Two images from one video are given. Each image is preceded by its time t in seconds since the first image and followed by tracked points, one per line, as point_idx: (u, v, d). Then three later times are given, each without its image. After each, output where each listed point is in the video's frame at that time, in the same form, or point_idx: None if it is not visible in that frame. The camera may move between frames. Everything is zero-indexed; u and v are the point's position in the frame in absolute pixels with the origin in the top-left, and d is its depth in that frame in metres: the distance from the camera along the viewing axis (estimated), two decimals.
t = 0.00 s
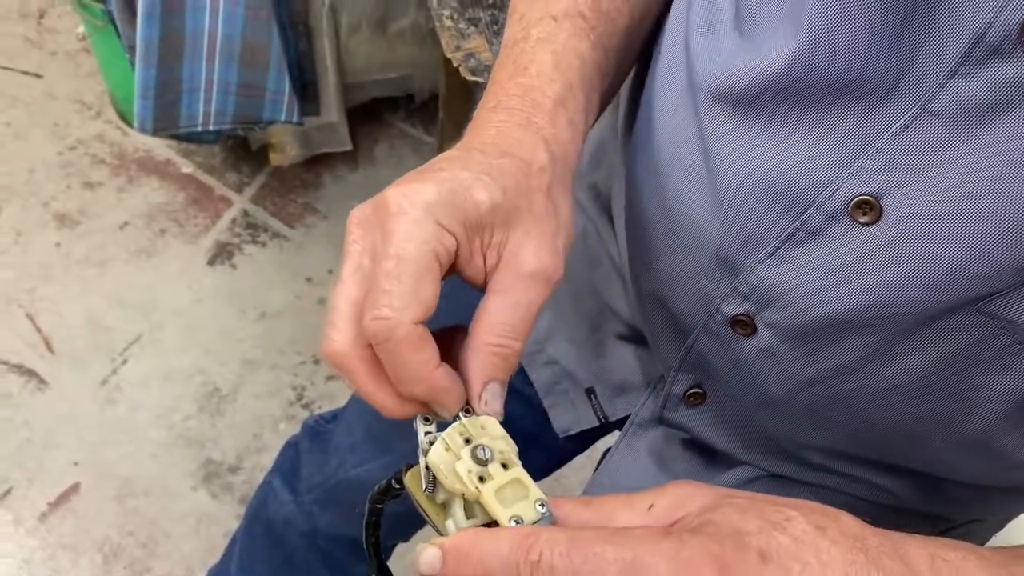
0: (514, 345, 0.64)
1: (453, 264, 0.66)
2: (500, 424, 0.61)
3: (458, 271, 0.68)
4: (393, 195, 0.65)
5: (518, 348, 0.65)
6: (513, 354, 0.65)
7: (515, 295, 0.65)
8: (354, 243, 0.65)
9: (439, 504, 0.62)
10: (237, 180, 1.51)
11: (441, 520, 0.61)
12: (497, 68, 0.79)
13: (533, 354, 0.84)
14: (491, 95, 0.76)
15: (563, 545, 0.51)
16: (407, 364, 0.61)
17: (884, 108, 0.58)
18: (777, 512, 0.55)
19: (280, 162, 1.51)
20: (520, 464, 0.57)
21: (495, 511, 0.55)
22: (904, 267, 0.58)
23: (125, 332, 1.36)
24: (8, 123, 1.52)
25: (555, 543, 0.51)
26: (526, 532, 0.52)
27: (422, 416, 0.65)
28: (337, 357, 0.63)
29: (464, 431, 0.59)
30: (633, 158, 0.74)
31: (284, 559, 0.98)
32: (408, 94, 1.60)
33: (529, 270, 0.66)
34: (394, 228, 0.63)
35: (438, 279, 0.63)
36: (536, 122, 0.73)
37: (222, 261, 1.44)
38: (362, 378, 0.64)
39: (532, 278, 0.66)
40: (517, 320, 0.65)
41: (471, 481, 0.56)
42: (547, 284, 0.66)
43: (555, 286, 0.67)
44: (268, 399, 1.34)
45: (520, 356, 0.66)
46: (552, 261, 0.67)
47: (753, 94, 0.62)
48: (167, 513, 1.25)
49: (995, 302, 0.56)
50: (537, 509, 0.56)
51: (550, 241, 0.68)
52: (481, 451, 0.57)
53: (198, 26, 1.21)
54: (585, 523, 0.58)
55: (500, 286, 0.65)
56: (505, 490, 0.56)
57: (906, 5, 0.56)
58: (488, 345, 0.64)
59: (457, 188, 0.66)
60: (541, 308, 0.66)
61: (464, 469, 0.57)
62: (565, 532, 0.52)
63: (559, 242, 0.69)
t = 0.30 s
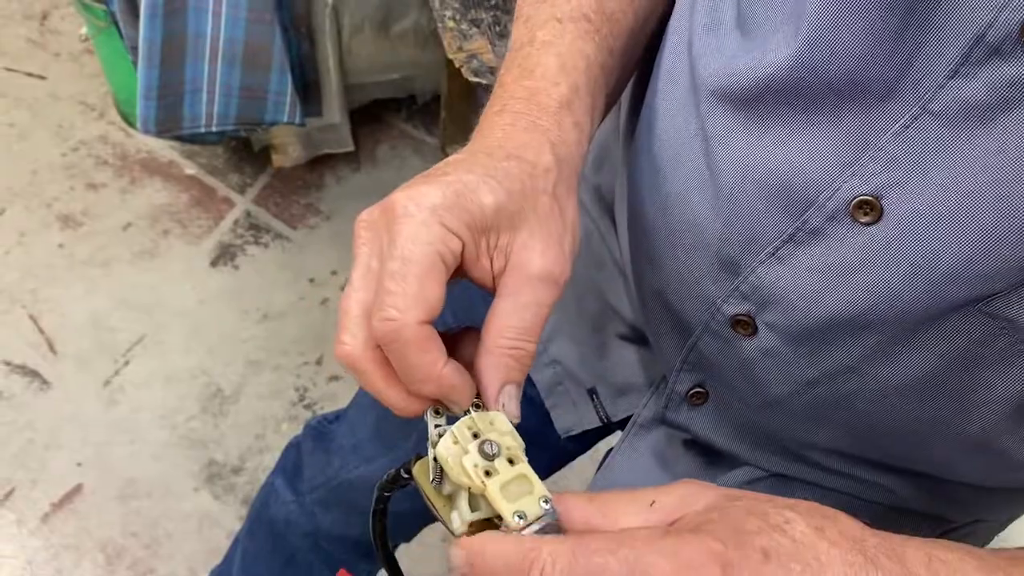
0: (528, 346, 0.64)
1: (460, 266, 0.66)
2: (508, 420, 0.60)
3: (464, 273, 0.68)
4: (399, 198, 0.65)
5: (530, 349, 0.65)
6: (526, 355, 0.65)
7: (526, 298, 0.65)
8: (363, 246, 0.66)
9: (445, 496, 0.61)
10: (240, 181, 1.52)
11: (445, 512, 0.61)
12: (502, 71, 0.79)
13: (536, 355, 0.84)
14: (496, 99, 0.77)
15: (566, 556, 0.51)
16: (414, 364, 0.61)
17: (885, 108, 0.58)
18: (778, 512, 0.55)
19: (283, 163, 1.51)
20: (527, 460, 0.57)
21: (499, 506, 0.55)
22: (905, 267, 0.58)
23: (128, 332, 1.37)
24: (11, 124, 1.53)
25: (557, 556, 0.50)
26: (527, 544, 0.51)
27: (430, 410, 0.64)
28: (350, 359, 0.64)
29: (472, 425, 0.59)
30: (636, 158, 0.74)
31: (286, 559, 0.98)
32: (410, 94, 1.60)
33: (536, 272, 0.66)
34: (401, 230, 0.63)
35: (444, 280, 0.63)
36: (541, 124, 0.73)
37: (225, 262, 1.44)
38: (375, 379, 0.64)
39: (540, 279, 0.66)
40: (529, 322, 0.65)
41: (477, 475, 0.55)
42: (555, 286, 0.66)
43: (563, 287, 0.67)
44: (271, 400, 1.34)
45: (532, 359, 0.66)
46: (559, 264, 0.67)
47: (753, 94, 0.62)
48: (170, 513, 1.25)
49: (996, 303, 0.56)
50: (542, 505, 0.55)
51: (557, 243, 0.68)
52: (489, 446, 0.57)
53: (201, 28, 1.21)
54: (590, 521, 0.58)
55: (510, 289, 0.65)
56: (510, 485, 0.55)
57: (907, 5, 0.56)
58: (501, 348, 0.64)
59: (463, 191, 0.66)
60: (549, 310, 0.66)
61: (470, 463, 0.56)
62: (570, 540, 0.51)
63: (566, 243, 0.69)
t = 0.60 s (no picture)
0: (535, 351, 0.64)
1: (468, 270, 0.66)
2: (518, 420, 0.60)
3: (473, 278, 0.68)
4: (408, 203, 0.66)
5: (538, 353, 0.65)
6: (535, 359, 0.65)
7: (533, 302, 0.65)
8: (374, 253, 0.66)
9: (454, 495, 0.61)
10: (242, 182, 1.52)
11: (454, 510, 0.61)
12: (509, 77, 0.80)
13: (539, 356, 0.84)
14: (504, 106, 0.77)
15: (576, 543, 0.51)
16: (423, 368, 0.61)
17: (889, 112, 0.58)
18: (790, 514, 0.55)
19: (285, 163, 1.51)
20: (536, 461, 0.56)
21: (508, 507, 0.55)
22: (909, 270, 0.58)
23: (130, 333, 1.37)
24: (13, 125, 1.53)
25: (567, 541, 0.51)
26: (538, 530, 0.52)
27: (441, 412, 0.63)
28: (367, 366, 0.65)
29: (483, 425, 0.58)
30: (640, 160, 0.74)
31: (288, 560, 0.98)
32: (412, 95, 1.60)
33: (544, 277, 0.66)
34: (409, 234, 0.64)
35: (452, 284, 0.63)
36: (548, 129, 0.73)
37: (227, 262, 1.44)
38: (391, 384, 0.65)
39: (547, 284, 0.66)
40: (536, 327, 0.65)
41: (486, 475, 0.55)
42: (562, 290, 0.66)
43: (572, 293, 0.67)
44: (273, 400, 1.35)
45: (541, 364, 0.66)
46: (567, 269, 0.67)
47: (757, 97, 0.62)
48: (171, 513, 1.25)
49: (1000, 306, 0.56)
50: (550, 507, 0.55)
51: (565, 247, 0.68)
52: (498, 447, 0.56)
53: (203, 29, 1.21)
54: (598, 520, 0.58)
55: (516, 294, 0.65)
56: (519, 486, 0.55)
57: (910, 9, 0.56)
58: (509, 353, 0.64)
59: (471, 196, 0.66)
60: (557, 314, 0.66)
61: (479, 463, 0.56)
62: (580, 528, 0.52)
63: (574, 247, 0.69)
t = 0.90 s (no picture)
0: (537, 350, 0.64)
1: (468, 268, 0.66)
2: (517, 419, 0.60)
3: (473, 276, 0.68)
4: (409, 201, 0.66)
5: (539, 352, 0.65)
6: (536, 358, 0.65)
7: (534, 302, 0.65)
8: (375, 250, 0.66)
9: (454, 493, 0.61)
10: (243, 182, 1.52)
11: (453, 508, 0.61)
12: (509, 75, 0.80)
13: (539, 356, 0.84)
14: (503, 101, 0.77)
15: (568, 554, 0.51)
16: (423, 365, 0.61)
17: (885, 111, 0.58)
18: (788, 524, 0.55)
19: (286, 164, 1.51)
20: (535, 459, 0.57)
21: (506, 505, 0.55)
22: (906, 269, 0.58)
23: (131, 333, 1.37)
24: (15, 125, 1.53)
25: (561, 550, 0.51)
26: (534, 535, 0.52)
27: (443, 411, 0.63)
28: (366, 363, 0.65)
29: (482, 423, 0.58)
30: (639, 160, 0.74)
31: (289, 560, 0.98)
32: (413, 95, 1.61)
33: (544, 275, 0.66)
34: (409, 232, 0.64)
35: (452, 282, 0.63)
36: (548, 126, 0.73)
37: (228, 263, 1.44)
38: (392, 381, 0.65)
39: (548, 283, 0.66)
40: (537, 325, 0.64)
41: (485, 473, 0.55)
42: (563, 289, 0.66)
43: (571, 291, 0.67)
44: (274, 401, 1.35)
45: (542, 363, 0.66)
46: (567, 268, 0.67)
47: (754, 96, 0.62)
48: (172, 514, 1.25)
49: (997, 305, 0.56)
50: (549, 506, 0.55)
51: (564, 246, 0.68)
52: (498, 445, 0.56)
53: (205, 29, 1.22)
54: (597, 522, 0.58)
55: (517, 293, 0.65)
56: (518, 485, 0.55)
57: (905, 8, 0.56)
58: (509, 352, 0.64)
59: (472, 194, 0.66)
60: (557, 313, 0.66)
61: (479, 460, 0.56)
62: (572, 536, 0.52)
63: (574, 245, 0.69)
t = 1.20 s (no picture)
0: (530, 344, 0.64)
1: (457, 259, 0.67)
2: (508, 412, 0.60)
3: (464, 268, 0.68)
4: (400, 191, 0.66)
5: (532, 346, 0.65)
6: (529, 353, 0.65)
7: (527, 297, 0.65)
8: (364, 240, 0.67)
9: (446, 488, 0.61)
10: (245, 183, 1.52)
11: (445, 503, 0.61)
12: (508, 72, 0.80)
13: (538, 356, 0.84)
14: (501, 98, 0.77)
15: (561, 555, 0.51)
16: (405, 353, 0.62)
17: (884, 110, 0.59)
18: (786, 521, 0.56)
19: (287, 165, 1.51)
20: (527, 452, 0.57)
21: (499, 499, 0.55)
22: (905, 268, 0.58)
23: (133, 334, 1.37)
24: (17, 126, 1.53)
25: (553, 553, 0.51)
26: (525, 539, 0.52)
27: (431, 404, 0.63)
28: (352, 353, 0.66)
29: (473, 417, 0.58)
30: (639, 160, 0.74)
31: (290, 560, 0.98)
32: (415, 97, 1.61)
33: (537, 269, 0.66)
34: (397, 220, 0.64)
35: (437, 272, 0.63)
36: (544, 123, 0.73)
37: (230, 264, 1.44)
38: (378, 371, 0.66)
39: (541, 277, 0.66)
40: (531, 320, 0.65)
41: (477, 467, 0.55)
42: (555, 283, 0.66)
43: (564, 286, 0.67)
44: (275, 402, 1.35)
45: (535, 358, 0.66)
46: (559, 262, 0.67)
47: (754, 95, 0.63)
48: (174, 514, 1.26)
49: (996, 303, 0.56)
50: (542, 499, 0.55)
51: (558, 240, 0.68)
52: (490, 439, 0.56)
53: (207, 30, 1.22)
54: (593, 515, 0.58)
55: (510, 287, 0.65)
56: (510, 478, 0.55)
57: (904, 7, 0.56)
58: (502, 346, 0.64)
59: (463, 186, 0.67)
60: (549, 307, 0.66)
61: (471, 454, 0.56)
62: (565, 535, 0.52)
63: (567, 241, 0.69)
